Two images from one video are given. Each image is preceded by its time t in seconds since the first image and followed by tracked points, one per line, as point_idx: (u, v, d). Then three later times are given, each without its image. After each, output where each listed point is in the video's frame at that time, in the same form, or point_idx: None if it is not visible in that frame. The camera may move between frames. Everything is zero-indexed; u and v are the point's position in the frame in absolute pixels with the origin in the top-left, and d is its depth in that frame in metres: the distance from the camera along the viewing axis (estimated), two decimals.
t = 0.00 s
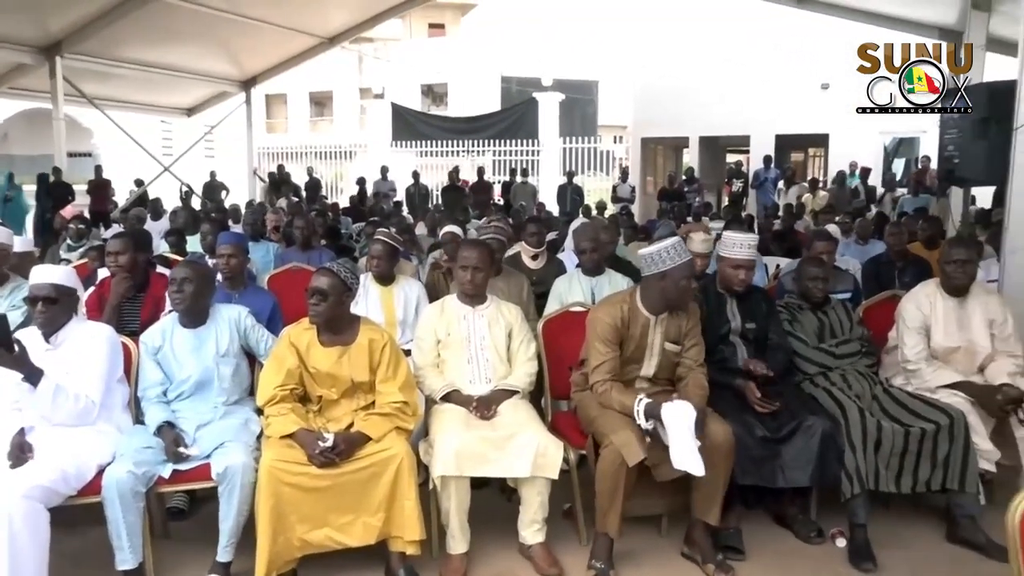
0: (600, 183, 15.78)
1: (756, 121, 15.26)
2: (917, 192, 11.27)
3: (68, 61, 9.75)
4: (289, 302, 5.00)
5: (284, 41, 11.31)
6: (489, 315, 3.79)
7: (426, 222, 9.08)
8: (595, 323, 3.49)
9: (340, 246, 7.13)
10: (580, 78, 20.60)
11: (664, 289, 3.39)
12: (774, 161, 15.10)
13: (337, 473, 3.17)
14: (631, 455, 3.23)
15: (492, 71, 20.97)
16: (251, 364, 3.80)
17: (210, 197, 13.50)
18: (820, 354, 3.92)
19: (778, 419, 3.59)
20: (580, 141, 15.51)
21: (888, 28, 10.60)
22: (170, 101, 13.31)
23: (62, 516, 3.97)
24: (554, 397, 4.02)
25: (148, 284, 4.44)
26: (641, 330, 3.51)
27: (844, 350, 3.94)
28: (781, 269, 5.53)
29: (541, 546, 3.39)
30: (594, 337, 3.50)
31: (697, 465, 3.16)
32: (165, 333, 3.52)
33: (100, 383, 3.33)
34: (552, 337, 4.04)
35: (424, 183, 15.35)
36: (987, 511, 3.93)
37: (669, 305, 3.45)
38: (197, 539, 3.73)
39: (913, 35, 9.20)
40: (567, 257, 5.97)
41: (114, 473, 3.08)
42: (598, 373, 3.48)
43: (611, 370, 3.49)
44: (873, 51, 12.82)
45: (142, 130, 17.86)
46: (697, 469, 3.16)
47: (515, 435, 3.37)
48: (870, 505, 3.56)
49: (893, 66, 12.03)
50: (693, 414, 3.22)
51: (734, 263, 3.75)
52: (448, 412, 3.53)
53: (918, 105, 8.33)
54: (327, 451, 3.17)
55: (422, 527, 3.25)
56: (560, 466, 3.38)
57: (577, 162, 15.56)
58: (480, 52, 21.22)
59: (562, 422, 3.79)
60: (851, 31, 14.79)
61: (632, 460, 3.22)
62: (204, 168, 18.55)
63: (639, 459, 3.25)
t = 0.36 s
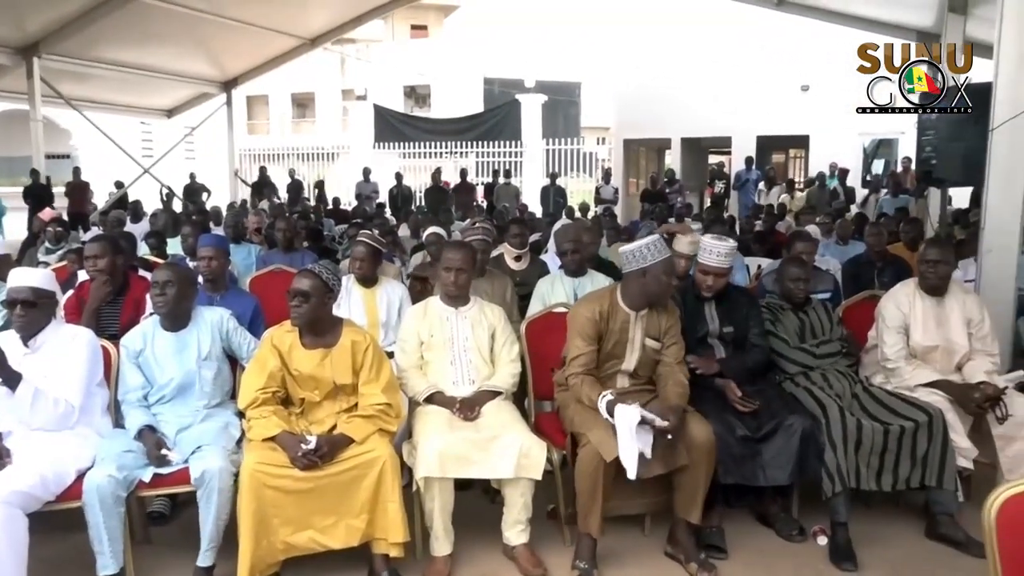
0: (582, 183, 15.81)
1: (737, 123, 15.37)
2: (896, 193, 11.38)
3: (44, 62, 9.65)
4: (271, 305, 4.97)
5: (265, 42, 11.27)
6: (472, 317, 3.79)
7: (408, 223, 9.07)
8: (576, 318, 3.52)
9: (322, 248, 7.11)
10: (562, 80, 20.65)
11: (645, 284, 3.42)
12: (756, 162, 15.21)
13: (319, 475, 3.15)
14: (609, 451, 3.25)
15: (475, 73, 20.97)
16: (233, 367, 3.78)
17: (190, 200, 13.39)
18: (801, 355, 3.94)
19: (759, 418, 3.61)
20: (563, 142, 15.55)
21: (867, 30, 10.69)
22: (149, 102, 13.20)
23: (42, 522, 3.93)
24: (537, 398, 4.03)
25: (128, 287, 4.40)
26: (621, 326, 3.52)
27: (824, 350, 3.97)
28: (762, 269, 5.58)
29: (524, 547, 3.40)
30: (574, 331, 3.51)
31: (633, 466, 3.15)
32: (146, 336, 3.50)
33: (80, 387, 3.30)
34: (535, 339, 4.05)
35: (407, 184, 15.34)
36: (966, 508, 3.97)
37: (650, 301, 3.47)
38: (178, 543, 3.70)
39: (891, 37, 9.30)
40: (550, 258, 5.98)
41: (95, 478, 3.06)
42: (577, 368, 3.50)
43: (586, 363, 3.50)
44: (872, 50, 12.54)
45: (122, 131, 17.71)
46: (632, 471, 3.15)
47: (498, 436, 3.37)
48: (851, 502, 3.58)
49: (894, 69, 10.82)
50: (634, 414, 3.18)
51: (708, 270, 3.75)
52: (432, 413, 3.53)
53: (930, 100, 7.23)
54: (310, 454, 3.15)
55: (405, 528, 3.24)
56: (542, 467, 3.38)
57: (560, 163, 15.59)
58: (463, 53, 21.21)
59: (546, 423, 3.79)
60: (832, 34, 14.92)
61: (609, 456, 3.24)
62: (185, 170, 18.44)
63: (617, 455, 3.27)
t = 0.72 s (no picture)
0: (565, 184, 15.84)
1: (719, 124, 15.45)
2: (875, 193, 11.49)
3: (21, 62, 9.53)
4: (253, 307, 4.94)
5: (246, 42, 11.20)
6: (455, 318, 3.78)
7: (391, 225, 9.04)
8: (544, 315, 3.59)
9: (304, 249, 7.08)
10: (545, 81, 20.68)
11: (610, 278, 3.54)
12: (737, 163, 15.29)
13: (300, 479, 3.13)
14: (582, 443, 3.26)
15: (457, 74, 20.94)
16: (215, 370, 3.76)
17: (171, 201, 13.28)
18: (782, 355, 3.97)
19: (739, 418, 3.64)
20: (546, 143, 15.57)
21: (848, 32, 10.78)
22: (129, 103, 13.08)
23: (20, 528, 3.88)
24: (519, 400, 4.03)
25: (107, 289, 4.35)
26: (591, 318, 3.58)
27: (805, 350, 4.00)
28: (743, 269, 5.62)
29: (508, 548, 3.40)
30: (544, 324, 3.58)
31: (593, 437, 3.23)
32: (126, 339, 3.46)
33: (58, 391, 3.27)
34: (518, 340, 4.04)
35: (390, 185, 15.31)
36: (944, 504, 4.02)
37: (614, 294, 3.57)
38: (159, 548, 3.67)
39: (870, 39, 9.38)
40: (533, 259, 5.98)
41: (72, 483, 3.03)
42: (552, 361, 3.55)
43: (556, 356, 3.56)
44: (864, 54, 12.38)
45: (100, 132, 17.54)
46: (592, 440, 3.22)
47: (481, 437, 3.37)
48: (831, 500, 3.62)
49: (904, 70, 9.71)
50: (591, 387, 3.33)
51: (683, 269, 3.75)
52: (414, 415, 3.52)
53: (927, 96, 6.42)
54: (291, 457, 3.13)
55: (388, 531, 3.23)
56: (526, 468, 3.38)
57: (542, 164, 15.61)
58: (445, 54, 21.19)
59: (529, 425, 3.79)
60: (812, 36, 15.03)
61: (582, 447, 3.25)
62: (165, 171, 18.30)
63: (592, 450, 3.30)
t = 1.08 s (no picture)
0: (549, 185, 15.86)
1: (702, 125, 15.53)
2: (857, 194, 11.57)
3: None
4: (235, 310, 4.91)
5: (228, 43, 11.15)
6: (438, 319, 3.78)
7: (375, 226, 9.01)
8: (514, 314, 3.72)
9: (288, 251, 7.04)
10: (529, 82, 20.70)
11: (575, 280, 3.67)
12: (720, 164, 15.37)
13: (282, 481, 3.11)
14: (548, 438, 3.31)
15: (441, 75, 20.92)
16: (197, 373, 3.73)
17: (152, 203, 13.17)
18: (765, 355, 3.99)
19: (723, 417, 3.65)
20: (530, 144, 15.56)
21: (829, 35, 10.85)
22: (109, 104, 12.96)
23: None
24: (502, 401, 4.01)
25: (87, 291, 4.31)
26: (559, 316, 3.70)
27: (787, 350, 4.03)
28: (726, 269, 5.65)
29: (493, 549, 3.39)
30: (513, 322, 3.71)
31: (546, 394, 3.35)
32: (107, 341, 3.43)
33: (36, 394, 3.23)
34: (501, 339, 4.03)
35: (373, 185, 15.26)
36: (925, 502, 4.05)
37: (581, 296, 3.71)
38: (140, 552, 3.63)
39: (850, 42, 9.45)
40: (517, 259, 5.98)
41: (51, 487, 2.99)
42: (521, 354, 3.65)
43: (527, 349, 3.65)
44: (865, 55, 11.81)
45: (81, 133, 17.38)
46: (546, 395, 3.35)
47: (467, 438, 3.38)
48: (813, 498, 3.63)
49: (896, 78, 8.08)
50: (557, 348, 3.39)
51: (662, 266, 3.77)
52: (398, 417, 3.51)
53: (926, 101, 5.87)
54: (274, 459, 3.11)
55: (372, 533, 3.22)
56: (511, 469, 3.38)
57: (526, 165, 15.62)
58: (429, 55, 21.16)
59: (512, 424, 3.77)
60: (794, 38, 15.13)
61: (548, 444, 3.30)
62: (147, 172, 18.17)
63: (558, 442, 3.33)
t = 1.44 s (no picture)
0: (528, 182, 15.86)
1: (680, 123, 15.59)
2: (833, 191, 11.67)
3: None
4: (211, 309, 4.87)
5: (204, 40, 11.04)
6: (418, 317, 3.76)
7: (354, 224, 8.97)
8: (487, 316, 3.77)
9: (266, 249, 6.98)
10: (508, 80, 20.68)
11: (546, 283, 3.73)
12: (699, 161, 15.45)
13: (260, 482, 3.09)
14: (534, 443, 3.29)
15: (420, 72, 20.85)
16: (173, 373, 3.69)
17: (127, 201, 13.01)
18: (742, 351, 4.01)
19: (700, 413, 3.68)
20: (508, 142, 15.56)
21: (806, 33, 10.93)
22: (82, 101, 12.79)
23: None
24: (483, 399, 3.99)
25: (60, 292, 4.25)
26: (534, 313, 3.76)
27: (765, 346, 4.05)
28: (704, 266, 5.68)
29: (473, 547, 3.38)
30: (485, 321, 3.76)
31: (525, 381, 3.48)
32: (81, 342, 3.38)
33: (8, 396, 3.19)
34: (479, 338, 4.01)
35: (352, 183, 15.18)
36: (899, 496, 4.10)
37: (550, 296, 3.77)
38: (115, 555, 3.59)
39: (826, 39, 9.52)
40: (496, 257, 5.97)
41: (24, 491, 2.95)
42: (492, 351, 3.70)
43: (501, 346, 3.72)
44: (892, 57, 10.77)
45: (54, 130, 17.13)
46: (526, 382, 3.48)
47: (447, 435, 3.36)
48: (790, 493, 3.66)
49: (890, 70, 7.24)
50: (536, 335, 3.51)
51: (650, 264, 3.73)
52: (377, 415, 3.49)
53: (927, 97, 5.06)
54: (252, 460, 3.08)
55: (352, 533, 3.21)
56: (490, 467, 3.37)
57: (506, 162, 15.60)
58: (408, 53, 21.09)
59: (491, 422, 3.75)
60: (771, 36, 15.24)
61: (533, 448, 3.28)
62: (122, 170, 17.95)
63: (543, 447, 3.31)
